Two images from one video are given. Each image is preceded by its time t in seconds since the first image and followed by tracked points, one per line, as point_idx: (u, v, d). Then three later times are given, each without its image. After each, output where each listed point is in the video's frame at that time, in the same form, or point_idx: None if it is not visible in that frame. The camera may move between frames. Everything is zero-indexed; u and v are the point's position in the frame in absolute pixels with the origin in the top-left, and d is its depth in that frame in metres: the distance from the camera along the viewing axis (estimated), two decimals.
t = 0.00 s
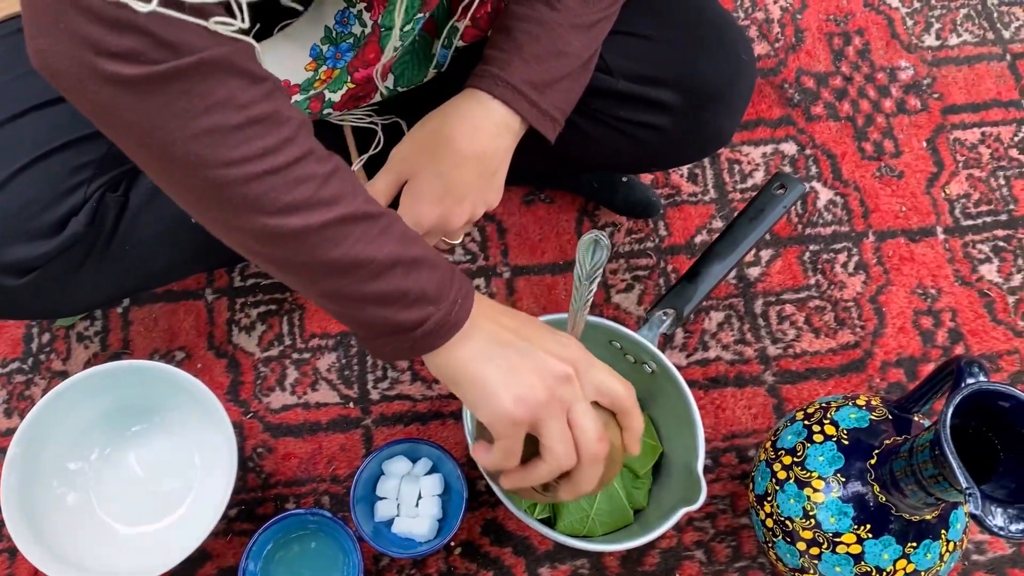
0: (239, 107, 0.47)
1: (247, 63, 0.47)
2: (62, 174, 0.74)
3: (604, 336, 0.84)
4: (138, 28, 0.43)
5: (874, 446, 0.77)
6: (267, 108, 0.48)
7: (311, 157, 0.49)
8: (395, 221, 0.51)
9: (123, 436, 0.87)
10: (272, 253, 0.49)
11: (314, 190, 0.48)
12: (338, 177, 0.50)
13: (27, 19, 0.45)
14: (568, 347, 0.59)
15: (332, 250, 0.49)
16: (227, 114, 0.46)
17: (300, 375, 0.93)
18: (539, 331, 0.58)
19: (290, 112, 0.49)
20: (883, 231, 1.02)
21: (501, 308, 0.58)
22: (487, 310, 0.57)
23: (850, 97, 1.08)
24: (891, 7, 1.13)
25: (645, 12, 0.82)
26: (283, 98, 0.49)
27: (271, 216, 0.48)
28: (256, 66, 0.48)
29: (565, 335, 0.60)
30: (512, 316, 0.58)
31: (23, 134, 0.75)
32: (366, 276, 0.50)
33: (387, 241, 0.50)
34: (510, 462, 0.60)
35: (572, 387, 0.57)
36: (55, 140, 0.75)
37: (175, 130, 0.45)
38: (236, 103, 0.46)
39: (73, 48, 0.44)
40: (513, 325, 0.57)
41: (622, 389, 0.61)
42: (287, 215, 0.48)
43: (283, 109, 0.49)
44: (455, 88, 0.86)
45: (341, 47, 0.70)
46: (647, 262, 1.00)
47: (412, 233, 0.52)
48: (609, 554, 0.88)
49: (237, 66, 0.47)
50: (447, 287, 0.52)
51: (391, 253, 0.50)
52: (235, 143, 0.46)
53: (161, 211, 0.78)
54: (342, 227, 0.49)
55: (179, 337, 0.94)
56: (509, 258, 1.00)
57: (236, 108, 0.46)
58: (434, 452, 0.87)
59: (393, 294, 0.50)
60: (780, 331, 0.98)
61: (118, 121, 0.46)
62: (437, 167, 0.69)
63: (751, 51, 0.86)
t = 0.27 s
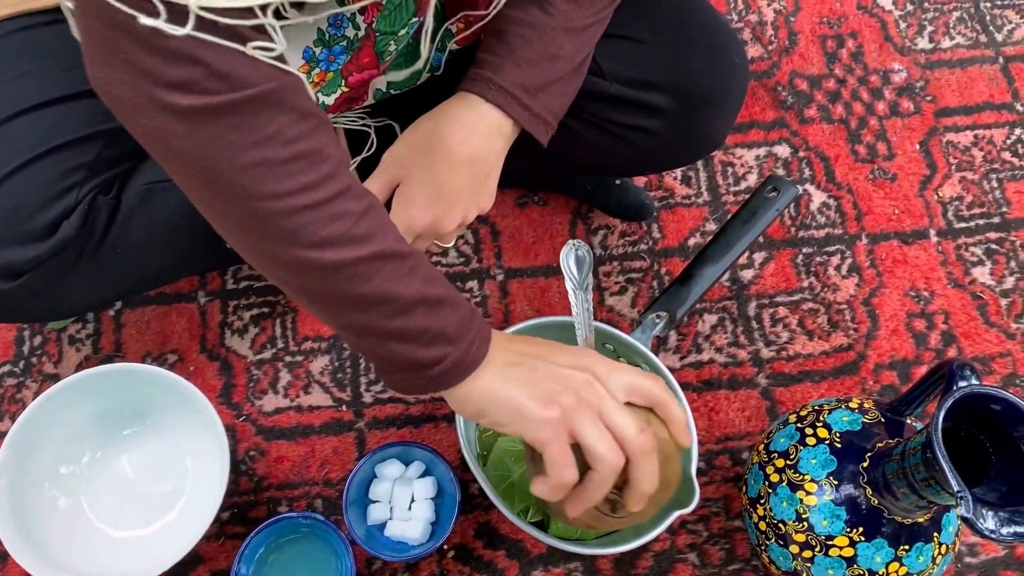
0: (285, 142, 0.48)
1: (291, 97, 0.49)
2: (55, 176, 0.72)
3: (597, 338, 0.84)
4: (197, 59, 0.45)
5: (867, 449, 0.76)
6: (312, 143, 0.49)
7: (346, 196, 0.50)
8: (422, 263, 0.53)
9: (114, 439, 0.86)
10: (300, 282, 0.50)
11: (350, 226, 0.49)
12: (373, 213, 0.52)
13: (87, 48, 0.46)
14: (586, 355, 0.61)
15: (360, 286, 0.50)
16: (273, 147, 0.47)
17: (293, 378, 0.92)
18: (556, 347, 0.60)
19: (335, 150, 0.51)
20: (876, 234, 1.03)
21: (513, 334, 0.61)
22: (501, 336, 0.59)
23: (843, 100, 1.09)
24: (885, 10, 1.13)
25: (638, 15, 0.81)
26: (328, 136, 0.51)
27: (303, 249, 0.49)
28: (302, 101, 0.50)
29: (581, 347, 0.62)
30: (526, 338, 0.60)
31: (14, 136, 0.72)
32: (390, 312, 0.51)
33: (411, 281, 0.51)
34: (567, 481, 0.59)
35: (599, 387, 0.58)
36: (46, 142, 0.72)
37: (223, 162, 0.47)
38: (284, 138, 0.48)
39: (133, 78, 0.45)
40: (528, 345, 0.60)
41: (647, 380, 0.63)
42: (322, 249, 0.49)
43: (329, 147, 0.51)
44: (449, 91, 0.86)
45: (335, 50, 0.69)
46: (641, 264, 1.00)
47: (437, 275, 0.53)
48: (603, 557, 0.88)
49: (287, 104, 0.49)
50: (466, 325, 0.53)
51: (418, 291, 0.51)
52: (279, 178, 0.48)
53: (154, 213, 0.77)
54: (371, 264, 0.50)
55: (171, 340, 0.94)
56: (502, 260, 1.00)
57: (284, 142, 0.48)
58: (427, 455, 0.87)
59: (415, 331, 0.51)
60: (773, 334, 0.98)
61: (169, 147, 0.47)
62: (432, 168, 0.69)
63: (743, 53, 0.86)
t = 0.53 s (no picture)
0: (297, 151, 0.48)
1: (305, 108, 0.48)
2: (50, 176, 0.71)
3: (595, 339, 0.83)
4: (213, 69, 0.45)
5: (865, 451, 0.76)
6: (325, 153, 0.49)
7: (357, 206, 0.49)
8: (436, 273, 0.52)
9: (109, 440, 0.86)
10: (309, 291, 0.50)
11: (359, 235, 0.49)
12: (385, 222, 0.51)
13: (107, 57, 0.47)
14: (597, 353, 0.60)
15: (367, 295, 0.49)
16: (284, 158, 0.47)
17: (289, 378, 0.92)
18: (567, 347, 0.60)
19: (349, 159, 0.50)
20: (874, 235, 1.03)
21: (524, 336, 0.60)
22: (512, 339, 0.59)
23: (841, 101, 1.09)
24: (882, 11, 1.13)
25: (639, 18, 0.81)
26: (344, 147, 0.51)
27: (313, 257, 0.49)
28: (317, 112, 0.49)
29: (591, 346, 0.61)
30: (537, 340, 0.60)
31: (10, 136, 0.71)
32: (396, 323, 0.50)
33: (421, 292, 0.50)
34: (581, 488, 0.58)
35: (606, 387, 0.57)
36: (43, 141, 0.71)
37: (237, 170, 0.47)
38: (296, 148, 0.47)
39: (148, 85, 0.46)
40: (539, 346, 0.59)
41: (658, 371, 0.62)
42: (331, 257, 0.49)
43: (343, 155, 0.50)
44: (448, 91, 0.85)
45: (333, 50, 0.69)
46: (638, 265, 1.00)
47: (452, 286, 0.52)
48: (601, 559, 0.88)
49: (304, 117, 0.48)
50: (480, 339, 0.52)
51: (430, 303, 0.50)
52: (292, 188, 0.48)
53: (150, 213, 0.77)
54: (380, 274, 0.49)
55: (167, 340, 0.93)
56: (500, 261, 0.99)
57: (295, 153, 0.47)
58: (424, 456, 0.87)
59: (422, 344, 0.50)
60: (771, 335, 0.98)
61: (182, 155, 0.47)
62: (499, 175, 0.61)
63: (741, 57, 0.86)
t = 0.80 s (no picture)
0: (218, 138, 0.50)
1: (230, 96, 0.50)
2: (44, 174, 0.71)
3: (592, 340, 0.83)
4: (126, 55, 0.48)
5: (862, 452, 0.76)
6: (250, 140, 0.50)
7: (286, 194, 0.51)
8: (374, 266, 0.53)
9: (104, 440, 0.85)
10: (249, 277, 0.52)
11: (285, 226, 0.51)
12: (319, 211, 0.52)
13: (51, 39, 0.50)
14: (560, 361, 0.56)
15: (302, 284, 0.51)
16: (202, 144, 0.49)
17: (285, 379, 0.92)
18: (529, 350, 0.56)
19: (280, 146, 0.52)
20: (871, 236, 1.03)
21: (488, 333, 0.56)
22: (472, 338, 0.56)
23: (838, 102, 1.09)
24: (879, 13, 1.13)
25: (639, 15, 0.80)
26: (277, 134, 0.52)
27: (243, 245, 0.51)
28: (238, 100, 0.50)
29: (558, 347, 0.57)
30: (501, 338, 0.56)
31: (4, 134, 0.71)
32: (330, 314, 0.52)
33: (355, 285, 0.52)
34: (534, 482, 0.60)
35: (561, 413, 0.54)
36: (37, 139, 0.71)
37: (166, 155, 0.50)
38: (216, 134, 0.49)
39: (82, 67, 0.49)
40: (500, 347, 0.56)
41: (623, 382, 0.58)
42: (262, 247, 0.51)
43: (271, 142, 0.51)
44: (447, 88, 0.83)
45: (330, 51, 0.70)
46: (635, 266, 1.00)
47: (393, 277, 0.53)
48: (597, 560, 0.87)
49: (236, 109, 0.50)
50: (413, 329, 0.53)
51: (358, 292, 0.52)
52: (218, 175, 0.50)
53: (146, 212, 0.77)
54: (305, 263, 0.51)
55: (163, 340, 0.93)
56: (496, 261, 0.99)
57: (213, 140, 0.49)
58: (420, 456, 0.87)
59: (354, 335, 0.52)
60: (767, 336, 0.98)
61: (123, 140, 0.50)
62: (764, 255, 0.60)
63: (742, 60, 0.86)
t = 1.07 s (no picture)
0: (179, 139, 0.49)
1: (192, 96, 0.49)
2: (36, 172, 0.70)
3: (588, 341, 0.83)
4: (84, 61, 0.47)
5: (858, 453, 0.76)
6: (212, 139, 0.49)
7: (250, 193, 0.50)
8: (349, 264, 0.52)
9: (98, 439, 0.85)
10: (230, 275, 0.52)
11: (252, 224, 0.50)
12: (290, 208, 0.51)
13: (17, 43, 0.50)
14: (546, 372, 0.54)
15: (276, 281, 0.51)
16: (163, 146, 0.49)
17: (280, 378, 0.91)
18: (517, 358, 0.55)
19: (246, 144, 0.51)
20: (867, 238, 1.03)
21: (479, 334, 0.55)
22: (460, 341, 0.55)
23: (835, 104, 1.09)
24: (877, 14, 1.13)
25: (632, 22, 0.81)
26: (244, 131, 0.51)
27: (214, 244, 0.51)
28: (198, 100, 0.49)
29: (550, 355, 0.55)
30: (491, 341, 0.55)
31: None
32: (308, 314, 0.52)
33: (326, 285, 0.51)
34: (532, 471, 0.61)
35: (537, 427, 0.54)
36: (28, 137, 0.71)
37: (129, 156, 0.50)
38: (176, 135, 0.49)
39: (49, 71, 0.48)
40: (487, 353, 0.55)
41: (607, 405, 0.53)
42: (237, 246, 0.50)
43: (235, 141, 0.50)
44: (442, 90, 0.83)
45: (327, 55, 0.70)
46: (632, 267, 1.00)
47: (370, 275, 0.52)
48: (592, 560, 0.87)
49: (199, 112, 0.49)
50: (388, 329, 0.52)
51: (331, 292, 0.51)
52: (182, 175, 0.49)
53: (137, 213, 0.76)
54: (277, 263, 0.51)
55: (157, 339, 0.93)
56: (493, 261, 0.99)
57: (174, 141, 0.49)
58: (415, 456, 0.86)
59: (330, 333, 0.52)
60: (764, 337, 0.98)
61: (96, 142, 0.51)
62: (766, 346, 0.64)
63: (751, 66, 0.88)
